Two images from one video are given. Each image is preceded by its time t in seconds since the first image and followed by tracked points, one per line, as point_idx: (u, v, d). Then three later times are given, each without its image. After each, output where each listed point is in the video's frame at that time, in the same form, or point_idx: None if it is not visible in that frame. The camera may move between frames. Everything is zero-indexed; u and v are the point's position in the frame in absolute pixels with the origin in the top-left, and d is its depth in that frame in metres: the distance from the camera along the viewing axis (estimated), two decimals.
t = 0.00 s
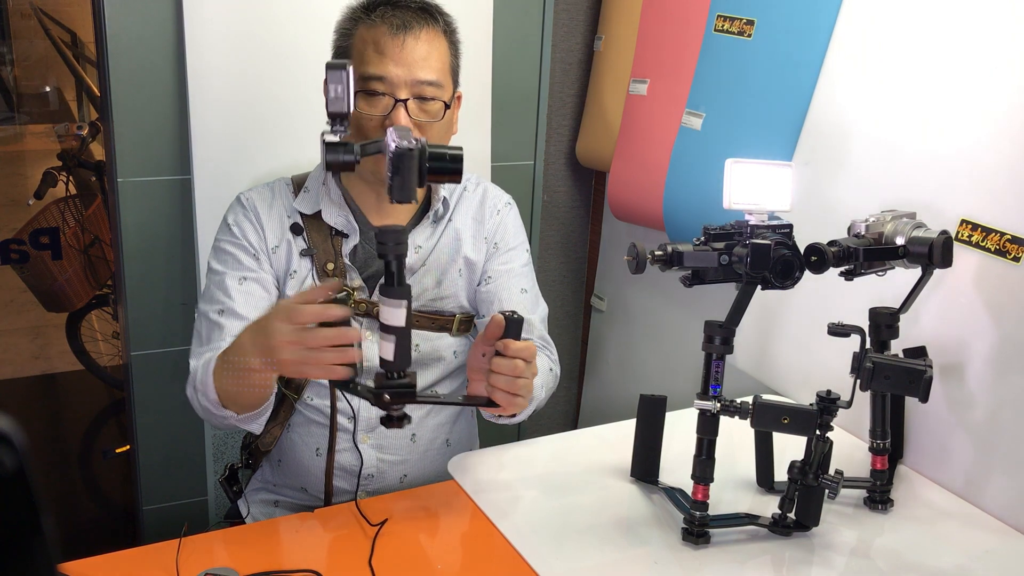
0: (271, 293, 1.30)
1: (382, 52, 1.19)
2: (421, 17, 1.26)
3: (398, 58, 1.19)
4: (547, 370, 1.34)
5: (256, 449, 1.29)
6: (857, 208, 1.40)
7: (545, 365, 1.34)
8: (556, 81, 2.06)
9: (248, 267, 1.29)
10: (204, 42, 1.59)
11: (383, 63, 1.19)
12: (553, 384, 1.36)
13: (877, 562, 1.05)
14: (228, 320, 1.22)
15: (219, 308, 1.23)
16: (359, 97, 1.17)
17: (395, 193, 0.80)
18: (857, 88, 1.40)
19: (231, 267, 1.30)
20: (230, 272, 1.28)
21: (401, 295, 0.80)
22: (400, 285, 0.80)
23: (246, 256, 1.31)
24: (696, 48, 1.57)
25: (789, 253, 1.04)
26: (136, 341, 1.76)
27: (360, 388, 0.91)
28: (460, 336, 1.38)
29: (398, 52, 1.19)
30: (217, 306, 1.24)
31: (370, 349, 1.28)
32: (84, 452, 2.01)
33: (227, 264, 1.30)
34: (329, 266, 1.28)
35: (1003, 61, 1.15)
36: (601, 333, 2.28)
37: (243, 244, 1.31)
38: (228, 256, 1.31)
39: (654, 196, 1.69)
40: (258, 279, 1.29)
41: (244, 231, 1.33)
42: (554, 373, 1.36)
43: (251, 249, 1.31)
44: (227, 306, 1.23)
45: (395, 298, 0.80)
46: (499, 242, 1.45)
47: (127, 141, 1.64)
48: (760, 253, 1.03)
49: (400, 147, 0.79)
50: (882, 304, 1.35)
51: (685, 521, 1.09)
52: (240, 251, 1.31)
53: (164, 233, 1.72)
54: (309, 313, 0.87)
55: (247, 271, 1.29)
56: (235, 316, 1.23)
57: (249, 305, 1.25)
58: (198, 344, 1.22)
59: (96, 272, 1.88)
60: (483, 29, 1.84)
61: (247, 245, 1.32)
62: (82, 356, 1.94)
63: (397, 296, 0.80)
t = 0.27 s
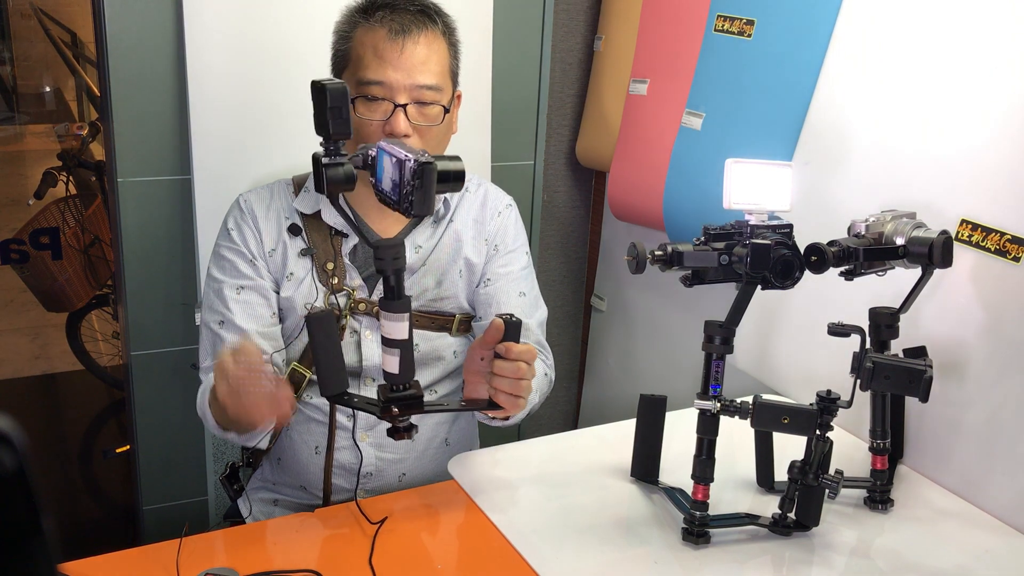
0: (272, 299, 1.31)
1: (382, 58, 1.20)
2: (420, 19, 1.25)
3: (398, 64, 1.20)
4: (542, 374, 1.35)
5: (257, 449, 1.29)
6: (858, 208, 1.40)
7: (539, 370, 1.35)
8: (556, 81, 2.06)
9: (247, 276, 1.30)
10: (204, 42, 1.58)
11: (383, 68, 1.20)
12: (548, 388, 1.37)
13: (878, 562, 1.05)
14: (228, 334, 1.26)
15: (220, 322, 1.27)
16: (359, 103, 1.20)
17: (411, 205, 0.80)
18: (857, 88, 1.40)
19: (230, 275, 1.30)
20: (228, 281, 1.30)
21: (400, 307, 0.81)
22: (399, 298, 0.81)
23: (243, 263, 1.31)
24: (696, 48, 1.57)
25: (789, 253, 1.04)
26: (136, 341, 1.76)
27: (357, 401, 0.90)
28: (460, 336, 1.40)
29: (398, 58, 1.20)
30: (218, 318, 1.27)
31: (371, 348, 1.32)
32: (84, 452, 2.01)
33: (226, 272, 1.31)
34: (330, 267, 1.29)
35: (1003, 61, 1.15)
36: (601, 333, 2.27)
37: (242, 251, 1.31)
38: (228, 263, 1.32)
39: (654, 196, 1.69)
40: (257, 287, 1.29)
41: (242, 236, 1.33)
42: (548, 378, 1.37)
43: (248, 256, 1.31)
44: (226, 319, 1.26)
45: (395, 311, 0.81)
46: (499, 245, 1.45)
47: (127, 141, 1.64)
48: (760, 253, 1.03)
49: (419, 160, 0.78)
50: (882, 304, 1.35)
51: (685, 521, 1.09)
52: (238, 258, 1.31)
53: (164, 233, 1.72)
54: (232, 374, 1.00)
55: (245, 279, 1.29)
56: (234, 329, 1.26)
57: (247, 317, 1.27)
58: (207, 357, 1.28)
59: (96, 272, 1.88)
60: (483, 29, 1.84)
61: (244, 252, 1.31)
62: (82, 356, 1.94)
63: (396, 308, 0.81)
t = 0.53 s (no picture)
0: (273, 299, 1.31)
1: (379, 55, 1.21)
2: (418, 17, 1.26)
3: (394, 61, 1.20)
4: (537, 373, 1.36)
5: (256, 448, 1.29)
6: (857, 208, 1.40)
7: (533, 368, 1.35)
8: (556, 81, 2.06)
9: (248, 276, 1.30)
10: (204, 42, 1.59)
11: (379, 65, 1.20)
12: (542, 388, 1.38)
13: (878, 563, 1.05)
14: (231, 334, 1.26)
15: (224, 323, 1.27)
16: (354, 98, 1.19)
17: (432, 183, 0.76)
18: (857, 88, 1.40)
19: (231, 276, 1.30)
20: (229, 282, 1.29)
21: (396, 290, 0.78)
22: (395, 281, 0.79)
23: (245, 264, 1.31)
24: (696, 48, 1.57)
25: (789, 253, 1.04)
26: (136, 341, 1.76)
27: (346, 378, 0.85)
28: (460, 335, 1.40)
29: (394, 54, 1.21)
30: (221, 319, 1.27)
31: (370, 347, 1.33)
32: (84, 452, 2.01)
33: (227, 273, 1.31)
34: (330, 267, 1.29)
35: (1003, 61, 1.15)
36: (601, 333, 2.27)
37: (243, 252, 1.31)
38: (229, 264, 1.32)
39: (654, 196, 1.69)
40: (258, 287, 1.30)
41: (243, 237, 1.33)
42: (542, 377, 1.37)
43: (249, 257, 1.31)
44: (229, 319, 1.26)
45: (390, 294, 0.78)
46: (498, 244, 1.46)
47: (128, 141, 1.64)
48: (760, 253, 1.03)
49: (441, 139, 0.75)
50: (882, 305, 1.35)
51: (685, 521, 1.09)
52: (239, 259, 1.31)
53: (164, 233, 1.72)
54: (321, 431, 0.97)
55: (246, 280, 1.30)
56: (237, 329, 1.26)
57: (250, 317, 1.27)
58: (208, 357, 1.27)
59: (96, 272, 1.89)
60: (483, 29, 1.84)
61: (245, 253, 1.31)
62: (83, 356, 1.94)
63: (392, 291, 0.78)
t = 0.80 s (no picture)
0: (277, 298, 1.31)
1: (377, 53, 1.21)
2: (415, 15, 1.25)
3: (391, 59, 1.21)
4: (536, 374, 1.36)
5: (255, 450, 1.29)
6: (857, 208, 1.40)
7: (532, 370, 1.35)
8: (556, 81, 2.06)
9: (253, 274, 1.29)
10: (204, 42, 1.59)
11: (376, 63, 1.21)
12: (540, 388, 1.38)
13: (878, 562, 1.05)
14: (239, 332, 1.26)
15: (231, 320, 1.26)
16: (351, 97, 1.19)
17: (441, 181, 0.76)
18: (857, 88, 1.40)
19: (235, 275, 1.30)
20: (233, 280, 1.29)
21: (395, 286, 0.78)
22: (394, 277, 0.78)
23: (248, 262, 1.30)
24: (696, 48, 1.57)
25: (789, 253, 1.04)
26: (136, 341, 1.76)
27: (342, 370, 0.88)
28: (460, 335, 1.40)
29: (391, 52, 1.21)
30: (227, 317, 1.27)
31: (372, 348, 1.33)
32: (84, 452, 2.01)
33: (231, 271, 1.31)
34: (330, 267, 1.29)
35: (1003, 61, 1.15)
36: (601, 334, 2.27)
37: (246, 250, 1.31)
38: (231, 262, 1.31)
39: (654, 196, 1.69)
40: (263, 286, 1.29)
41: (246, 235, 1.32)
42: (541, 378, 1.38)
43: (252, 255, 1.31)
44: (236, 317, 1.26)
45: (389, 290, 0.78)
46: (499, 246, 1.46)
47: (128, 142, 1.64)
48: (760, 253, 1.03)
49: (449, 137, 0.76)
50: (882, 305, 1.35)
51: (685, 521, 1.09)
52: (243, 258, 1.30)
53: (164, 233, 1.72)
54: (343, 424, 0.97)
55: (251, 278, 1.29)
56: (245, 327, 1.26)
57: (258, 315, 1.27)
58: (213, 355, 1.27)
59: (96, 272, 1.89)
60: (483, 29, 1.84)
61: (249, 251, 1.31)
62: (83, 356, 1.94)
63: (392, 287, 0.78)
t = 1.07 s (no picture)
0: (279, 299, 1.31)
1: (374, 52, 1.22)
2: (413, 13, 1.25)
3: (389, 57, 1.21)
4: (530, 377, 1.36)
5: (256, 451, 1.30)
6: (857, 208, 1.40)
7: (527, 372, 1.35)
8: (556, 81, 2.06)
9: (254, 277, 1.29)
10: (203, 42, 1.59)
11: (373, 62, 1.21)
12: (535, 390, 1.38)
13: (878, 562, 1.05)
14: (241, 334, 1.26)
15: (232, 322, 1.26)
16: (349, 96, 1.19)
17: (450, 177, 0.73)
18: (856, 87, 1.40)
19: (236, 277, 1.30)
20: (234, 282, 1.29)
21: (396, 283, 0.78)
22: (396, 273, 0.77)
23: (249, 264, 1.30)
24: (696, 48, 1.56)
25: (789, 253, 1.04)
26: (136, 341, 1.76)
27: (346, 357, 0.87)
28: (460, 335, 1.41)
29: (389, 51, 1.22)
30: (229, 319, 1.27)
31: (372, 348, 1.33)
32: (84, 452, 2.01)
33: (231, 273, 1.31)
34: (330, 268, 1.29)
35: (1004, 61, 1.15)
36: (601, 333, 2.27)
37: (247, 252, 1.31)
38: (232, 264, 1.31)
39: (654, 197, 1.69)
40: (264, 288, 1.29)
41: (246, 237, 1.32)
42: (535, 382, 1.37)
43: (253, 257, 1.31)
44: (238, 319, 1.26)
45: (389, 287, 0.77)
46: (500, 249, 1.46)
47: (127, 142, 1.64)
48: (760, 253, 1.03)
49: (458, 132, 0.72)
50: (882, 305, 1.35)
51: (685, 521, 1.09)
52: (244, 259, 1.30)
53: (164, 233, 1.72)
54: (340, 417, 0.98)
55: (252, 281, 1.29)
56: (247, 329, 1.26)
57: (259, 317, 1.27)
58: (216, 357, 1.27)
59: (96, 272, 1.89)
60: (483, 29, 1.84)
61: (250, 253, 1.31)
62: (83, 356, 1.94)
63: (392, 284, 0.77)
